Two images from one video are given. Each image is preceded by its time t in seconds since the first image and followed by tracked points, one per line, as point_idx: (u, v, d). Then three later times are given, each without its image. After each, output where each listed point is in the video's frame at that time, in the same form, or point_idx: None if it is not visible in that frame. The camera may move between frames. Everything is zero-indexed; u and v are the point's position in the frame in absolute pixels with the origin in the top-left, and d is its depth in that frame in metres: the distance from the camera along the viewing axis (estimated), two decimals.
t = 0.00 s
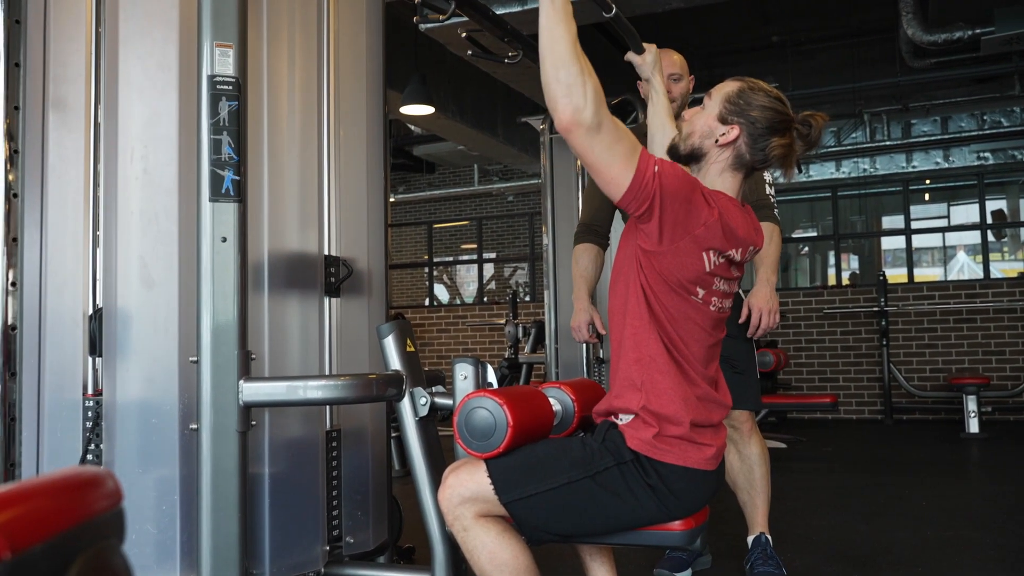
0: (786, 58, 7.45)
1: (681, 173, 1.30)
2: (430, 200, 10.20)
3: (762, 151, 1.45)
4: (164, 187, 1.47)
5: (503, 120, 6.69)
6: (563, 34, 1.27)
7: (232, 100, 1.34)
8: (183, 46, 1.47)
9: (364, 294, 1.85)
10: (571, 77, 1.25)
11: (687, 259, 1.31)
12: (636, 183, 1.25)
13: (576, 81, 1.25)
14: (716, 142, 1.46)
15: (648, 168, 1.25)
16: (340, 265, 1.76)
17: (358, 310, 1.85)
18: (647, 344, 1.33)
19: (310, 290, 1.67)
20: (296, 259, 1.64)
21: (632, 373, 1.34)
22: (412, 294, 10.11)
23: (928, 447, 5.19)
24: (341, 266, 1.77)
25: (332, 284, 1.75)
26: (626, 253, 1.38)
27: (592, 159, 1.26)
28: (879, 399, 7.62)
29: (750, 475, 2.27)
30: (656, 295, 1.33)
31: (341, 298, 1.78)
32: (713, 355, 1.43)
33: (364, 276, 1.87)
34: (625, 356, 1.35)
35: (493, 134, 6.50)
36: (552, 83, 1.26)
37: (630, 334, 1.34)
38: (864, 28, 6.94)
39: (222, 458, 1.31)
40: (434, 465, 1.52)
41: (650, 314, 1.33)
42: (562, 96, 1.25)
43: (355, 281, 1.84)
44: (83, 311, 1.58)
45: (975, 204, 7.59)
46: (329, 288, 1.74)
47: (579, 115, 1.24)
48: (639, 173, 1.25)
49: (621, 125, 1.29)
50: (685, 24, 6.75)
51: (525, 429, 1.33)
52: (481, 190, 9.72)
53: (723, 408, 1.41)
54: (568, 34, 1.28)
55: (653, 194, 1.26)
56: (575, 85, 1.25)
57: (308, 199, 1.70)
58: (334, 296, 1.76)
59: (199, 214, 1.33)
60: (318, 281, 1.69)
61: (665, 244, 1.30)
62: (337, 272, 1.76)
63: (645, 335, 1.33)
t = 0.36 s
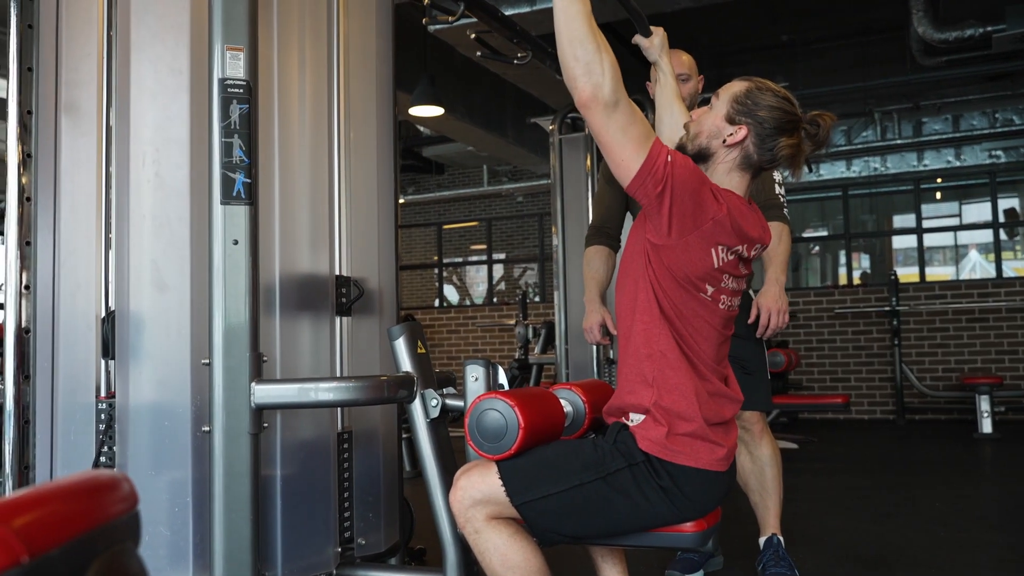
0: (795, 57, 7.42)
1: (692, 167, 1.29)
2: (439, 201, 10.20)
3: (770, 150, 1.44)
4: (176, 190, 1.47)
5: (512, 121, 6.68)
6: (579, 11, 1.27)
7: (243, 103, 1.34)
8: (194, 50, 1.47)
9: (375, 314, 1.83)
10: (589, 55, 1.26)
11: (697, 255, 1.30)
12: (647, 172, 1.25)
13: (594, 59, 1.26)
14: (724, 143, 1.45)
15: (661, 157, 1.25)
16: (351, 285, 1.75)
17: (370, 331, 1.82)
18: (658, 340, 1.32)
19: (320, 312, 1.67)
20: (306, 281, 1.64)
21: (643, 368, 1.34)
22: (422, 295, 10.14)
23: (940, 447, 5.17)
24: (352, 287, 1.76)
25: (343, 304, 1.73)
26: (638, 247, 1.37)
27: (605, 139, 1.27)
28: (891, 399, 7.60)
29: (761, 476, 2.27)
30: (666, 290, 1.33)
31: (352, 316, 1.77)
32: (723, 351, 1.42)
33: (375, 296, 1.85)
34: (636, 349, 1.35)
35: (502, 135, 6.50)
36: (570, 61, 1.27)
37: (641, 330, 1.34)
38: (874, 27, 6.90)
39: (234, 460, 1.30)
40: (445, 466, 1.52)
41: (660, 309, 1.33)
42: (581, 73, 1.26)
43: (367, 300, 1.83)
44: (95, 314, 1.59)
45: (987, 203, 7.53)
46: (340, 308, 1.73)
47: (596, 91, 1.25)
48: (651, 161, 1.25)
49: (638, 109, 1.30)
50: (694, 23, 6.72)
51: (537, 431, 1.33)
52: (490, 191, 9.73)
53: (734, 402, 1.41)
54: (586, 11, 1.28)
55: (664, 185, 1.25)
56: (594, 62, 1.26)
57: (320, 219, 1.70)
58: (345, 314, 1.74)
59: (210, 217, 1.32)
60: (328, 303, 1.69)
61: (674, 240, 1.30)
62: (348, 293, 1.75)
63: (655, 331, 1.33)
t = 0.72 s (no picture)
0: (800, 57, 7.40)
1: (694, 164, 1.29)
2: (444, 203, 10.19)
3: (770, 151, 1.44)
4: (182, 193, 1.48)
5: (517, 123, 6.68)
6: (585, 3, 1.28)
7: (248, 107, 1.34)
8: (199, 53, 1.48)
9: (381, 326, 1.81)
10: (595, 45, 1.27)
11: (699, 251, 1.30)
12: (650, 164, 1.25)
13: (600, 49, 1.27)
14: (724, 144, 1.45)
15: (664, 150, 1.25)
16: (357, 298, 1.74)
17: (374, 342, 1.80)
18: (662, 336, 1.33)
19: (328, 324, 1.68)
20: (312, 295, 1.65)
21: (647, 364, 1.34)
22: (428, 297, 10.15)
23: (947, 448, 5.15)
24: (358, 300, 1.75)
25: (348, 317, 1.73)
26: (641, 244, 1.38)
27: (609, 130, 1.28)
28: (898, 400, 7.57)
29: (766, 478, 2.27)
30: (669, 287, 1.33)
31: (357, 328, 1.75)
32: (726, 350, 1.42)
33: (381, 309, 1.83)
34: (640, 347, 1.35)
35: (506, 137, 6.50)
36: (576, 51, 1.27)
37: (644, 326, 1.34)
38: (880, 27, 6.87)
39: (241, 462, 1.30)
40: (450, 469, 1.52)
41: (663, 306, 1.33)
42: (587, 62, 1.27)
43: (372, 313, 1.80)
44: (102, 317, 1.59)
45: (993, 203, 7.51)
46: (345, 321, 1.72)
47: (602, 81, 1.26)
48: (654, 153, 1.25)
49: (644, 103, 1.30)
50: (699, 24, 6.71)
51: (543, 433, 1.33)
52: (495, 193, 9.73)
53: (738, 401, 1.40)
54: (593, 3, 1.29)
55: (667, 179, 1.26)
56: (600, 52, 1.27)
57: (325, 234, 1.70)
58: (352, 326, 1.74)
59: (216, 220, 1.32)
60: (333, 319, 1.69)
61: (675, 235, 1.30)
62: (354, 306, 1.74)
63: (658, 327, 1.33)
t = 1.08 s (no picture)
0: (796, 68, 7.43)
1: (692, 169, 1.30)
2: (442, 215, 10.20)
3: (765, 164, 1.44)
4: (179, 208, 1.48)
5: (514, 135, 6.70)
6: (582, 5, 1.28)
7: (245, 121, 1.33)
8: (196, 68, 1.49)
9: (377, 344, 1.89)
10: (594, 47, 1.28)
11: (697, 256, 1.30)
12: (649, 169, 1.25)
13: (600, 51, 1.28)
14: (719, 157, 1.46)
15: (663, 154, 1.26)
16: (354, 318, 1.76)
17: (372, 359, 1.89)
18: (661, 344, 1.32)
19: (324, 345, 1.64)
20: (307, 315, 1.61)
21: (644, 370, 1.34)
22: (425, 309, 10.14)
23: (945, 459, 5.14)
24: (353, 318, 1.76)
25: (345, 336, 1.74)
26: (640, 251, 1.38)
27: (609, 132, 1.28)
28: (896, 411, 7.57)
29: (764, 491, 2.26)
30: (667, 293, 1.33)
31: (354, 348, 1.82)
32: (724, 359, 1.42)
33: (377, 327, 1.90)
34: (638, 353, 1.35)
35: (503, 149, 6.51)
36: (576, 55, 1.28)
37: (644, 333, 1.34)
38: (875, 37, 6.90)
39: (237, 477, 1.29)
40: (446, 484, 1.52)
41: (661, 313, 1.33)
42: (587, 65, 1.27)
43: (369, 332, 1.88)
44: (99, 331, 1.60)
45: (990, 213, 7.53)
46: (342, 339, 1.73)
47: (602, 83, 1.27)
48: (653, 157, 1.25)
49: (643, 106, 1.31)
50: (694, 36, 6.74)
51: (539, 445, 1.32)
52: (493, 205, 9.73)
53: (735, 411, 1.40)
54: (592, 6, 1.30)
55: (666, 184, 1.26)
56: (600, 55, 1.28)
57: (322, 254, 1.67)
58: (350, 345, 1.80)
59: (212, 235, 1.31)
60: (330, 339, 1.67)
61: (674, 241, 1.30)
62: (350, 325, 1.76)
63: (657, 334, 1.33)
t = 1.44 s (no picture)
0: (797, 68, 7.42)
1: (689, 173, 1.29)
2: (442, 216, 10.21)
3: (768, 165, 1.44)
4: (178, 210, 1.48)
5: (514, 136, 6.70)
6: (576, 16, 1.28)
7: (244, 122, 1.33)
8: (195, 68, 1.49)
9: (376, 341, 1.85)
10: (587, 57, 1.27)
11: (696, 260, 1.30)
12: (645, 177, 1.25)
13: (592, 60, 1.27)
14: (722, 158, 1.46)
15: (657, 161, 1.26)
16: (353, 314, 1.72)
17: (371, 358, 1.85)
18: (659, 347, 1.33)
19: (323, 341, 1.65)
20: (306, 309, 1.62)
21: (642, 373, 1.34)
22: (425, 310, 10.14)
23: (945, 460, 5.13)
24: (353, 315, 1.73)
25: (344, 333, 1.70)
26: (638, 254, 1.38)
27: (601, 141, 1.28)
28: (896, 411, 7.56)
29: (764, 491, 2.26)
30: (665, 296, 1.33)
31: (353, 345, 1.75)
32: (724, 360, 1.42)
33: (376, 323, 1.85)
34: (639, 357, 1.34)
35: (503, 150, 6.51)
36: (568, 66, 1.28)
37: (642, 337, 1.34)
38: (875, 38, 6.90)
39: (236, 478, 1.29)
40: (446, 485, 1.52)
41: (660, 316, 1.33)
42: (577, 75, 1.27)
43: (367, 328, 1.83)
44: (98, 333, 1.60)
45: (990, 214, 7.52)
46: (342, 337, 1.70)
47: (593, 94, 1.26)
48: (648, 165, 1.25)
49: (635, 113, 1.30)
50: (694, 37, 6.74)
51: (537, 447, 1.32)
52: (493, 206, 9.73)
53: (734, 411, 1.41)
54: (582, 15, 1.29)
55: (662, 191, 1.26)
56: (591, 64, 1.27)
57: (322, 247, 1.68)
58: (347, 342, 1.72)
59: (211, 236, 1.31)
60: (329, 333, 1.66)
61: (673, 245, 1.30)
62: (350, 321, 1.71)
63: (656, 338, 1.33)
